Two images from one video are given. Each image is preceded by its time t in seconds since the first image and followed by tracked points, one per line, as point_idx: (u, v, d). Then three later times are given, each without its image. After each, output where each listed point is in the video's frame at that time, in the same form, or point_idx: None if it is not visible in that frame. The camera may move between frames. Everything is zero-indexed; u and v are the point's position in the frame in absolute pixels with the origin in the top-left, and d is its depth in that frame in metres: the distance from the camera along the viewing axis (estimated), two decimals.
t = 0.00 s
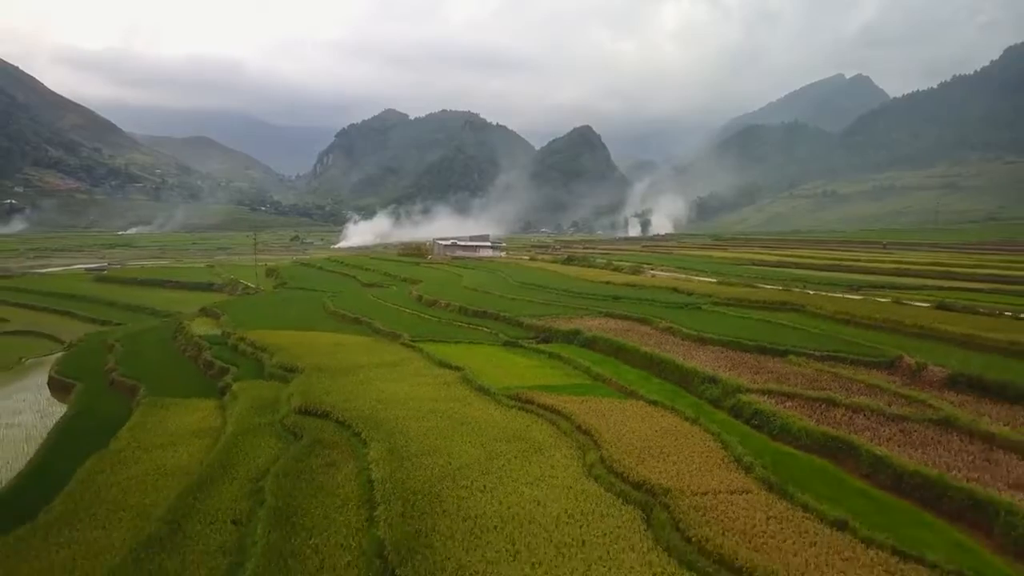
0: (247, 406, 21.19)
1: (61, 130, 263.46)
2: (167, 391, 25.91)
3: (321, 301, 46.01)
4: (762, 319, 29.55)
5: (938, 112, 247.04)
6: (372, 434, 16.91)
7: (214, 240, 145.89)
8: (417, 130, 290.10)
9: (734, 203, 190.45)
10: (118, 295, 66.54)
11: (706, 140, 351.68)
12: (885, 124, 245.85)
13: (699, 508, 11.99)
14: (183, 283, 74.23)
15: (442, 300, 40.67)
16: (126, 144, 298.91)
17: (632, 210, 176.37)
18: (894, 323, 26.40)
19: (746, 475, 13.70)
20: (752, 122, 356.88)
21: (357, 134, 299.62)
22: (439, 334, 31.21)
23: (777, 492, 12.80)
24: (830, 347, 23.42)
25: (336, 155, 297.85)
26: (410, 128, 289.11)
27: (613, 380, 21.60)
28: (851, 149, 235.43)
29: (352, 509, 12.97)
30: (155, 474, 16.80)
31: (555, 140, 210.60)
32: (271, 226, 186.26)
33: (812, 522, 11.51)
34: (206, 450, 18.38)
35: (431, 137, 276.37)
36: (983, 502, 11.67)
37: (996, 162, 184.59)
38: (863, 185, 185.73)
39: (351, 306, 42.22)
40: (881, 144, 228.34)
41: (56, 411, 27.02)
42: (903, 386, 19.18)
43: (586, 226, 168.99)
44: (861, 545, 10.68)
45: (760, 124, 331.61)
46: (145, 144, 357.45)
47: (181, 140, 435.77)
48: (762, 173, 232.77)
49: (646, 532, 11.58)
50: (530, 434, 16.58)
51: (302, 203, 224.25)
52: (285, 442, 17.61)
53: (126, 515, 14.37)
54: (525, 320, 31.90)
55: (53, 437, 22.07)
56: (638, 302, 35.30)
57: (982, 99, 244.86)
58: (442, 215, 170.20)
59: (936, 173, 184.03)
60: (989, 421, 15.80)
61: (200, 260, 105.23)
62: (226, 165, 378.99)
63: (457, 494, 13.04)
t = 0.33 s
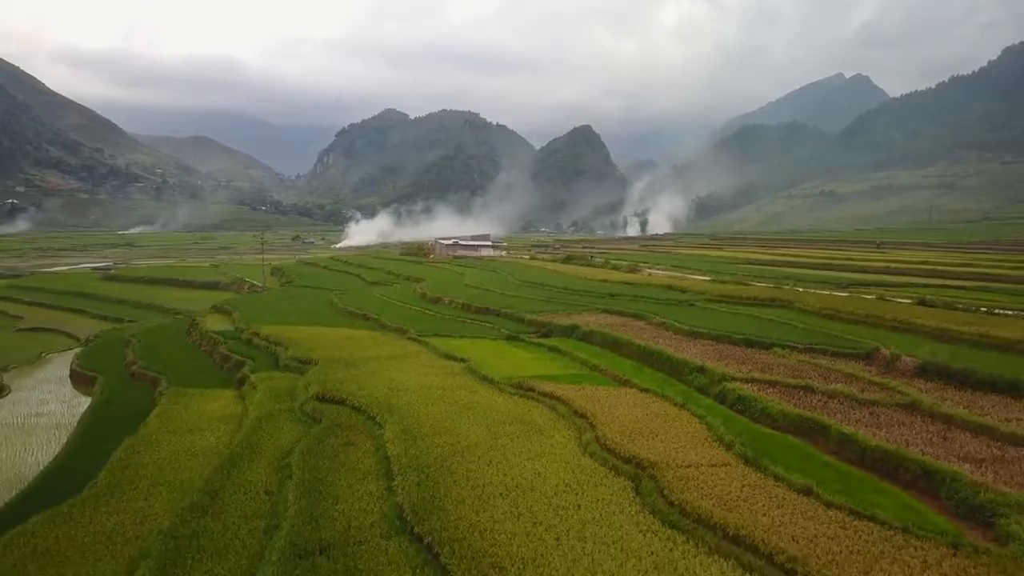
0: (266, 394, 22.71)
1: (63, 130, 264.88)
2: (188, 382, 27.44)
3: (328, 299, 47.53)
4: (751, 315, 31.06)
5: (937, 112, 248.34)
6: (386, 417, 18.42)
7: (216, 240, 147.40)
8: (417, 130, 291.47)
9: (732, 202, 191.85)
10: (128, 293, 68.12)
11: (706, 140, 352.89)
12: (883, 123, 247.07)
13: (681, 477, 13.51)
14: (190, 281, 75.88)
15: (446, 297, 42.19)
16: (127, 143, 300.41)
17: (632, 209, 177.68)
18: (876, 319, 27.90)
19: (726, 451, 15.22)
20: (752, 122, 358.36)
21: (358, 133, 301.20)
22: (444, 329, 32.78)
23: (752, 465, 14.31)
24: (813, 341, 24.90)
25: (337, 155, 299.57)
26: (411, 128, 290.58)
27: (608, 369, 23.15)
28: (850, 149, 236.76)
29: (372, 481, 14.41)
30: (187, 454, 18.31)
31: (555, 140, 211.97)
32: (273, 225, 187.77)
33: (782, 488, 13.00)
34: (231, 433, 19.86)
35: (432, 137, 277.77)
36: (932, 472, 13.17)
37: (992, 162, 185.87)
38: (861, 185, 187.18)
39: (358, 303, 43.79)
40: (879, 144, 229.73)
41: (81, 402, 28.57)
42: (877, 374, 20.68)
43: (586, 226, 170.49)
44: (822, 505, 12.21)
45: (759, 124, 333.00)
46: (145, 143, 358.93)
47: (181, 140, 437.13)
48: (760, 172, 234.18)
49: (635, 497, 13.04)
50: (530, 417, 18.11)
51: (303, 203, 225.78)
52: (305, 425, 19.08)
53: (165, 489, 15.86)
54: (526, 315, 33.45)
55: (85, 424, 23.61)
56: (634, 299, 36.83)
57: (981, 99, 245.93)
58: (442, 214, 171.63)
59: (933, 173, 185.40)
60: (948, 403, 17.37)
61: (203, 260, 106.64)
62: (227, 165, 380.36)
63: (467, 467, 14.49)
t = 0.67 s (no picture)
0: (284, 384, 24.27)
1: (64, 130, 266.26)
2: (207, 375, 28.92)
3: (335, 296, 49.10)
4: (742, 311, 32.61)
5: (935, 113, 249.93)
6: (399, 403, 19.94)
7: (217, 239, 148.88)
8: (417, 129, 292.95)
9: (731, 202, 193.27)
10: (137, 292, 69.69)
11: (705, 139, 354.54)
12: (881, 123, 248.65)
13: (667, 453, 15.04)
14: (196, 280, 77.45)
15: (449, 295, 43.74)
16: (128, 143, 301.76)
17: (631, 208, 179.13)
18: (859, 314, 29.45)
19: (710, 431, 16.74)
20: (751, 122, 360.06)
21: (358, 133, 302.77)
22: (449, 325, 34.33)
23: (733, 442, 15.82)
24: (797, 335, 26.44)
25: (338, 155, 301.20)
26: (411, 128, 292.07)
27: (604, 361, 24.70)
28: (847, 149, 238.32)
29: (388, 458, 15.89)
30: (215, 437, 19.87)
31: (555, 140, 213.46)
32: (274, 225, 189.34)
33: (757, 462, 14.51)
34: (254, 419, 21.43)
35: (432, 136, 279.24)
36: (892, 448, 14.68)
37: (988, 162, 187.42)
38: (858, 185, 188.74)
39: (364, 300, 45.37)
40: (876, 144, 231.33)
41: (105, 394, 30.08)
42: (853, 365, 22.22)
43: (585, 225, 171.97)
44: (792, 476, 13.72)
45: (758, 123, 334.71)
46: (146, 143, 360.26)
47: (182, 139, 438.43)
48: (759, 172, 235.74)
49: (627, 470, 14.56)
50: (532, 403, 19.65)
51: (304, 202, 227.46)
52: (323, 410, 20.66)
53: (199, 466, 17.41)
54: (527, 312, 35.00)
55: (115, 413, 25.15)
56: (631, 296, 38.37)
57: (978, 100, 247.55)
58: (443, 213, 173.18)
59: (930, 173, 186.85)
60: (916, 391, 18.94)
61: (207, 259, 108.01)
62: (227, 164, 381.74)
63: (475, 446, 15.97)
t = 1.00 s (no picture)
0: (301, 373, 25.92)
1: (65, 130, 267.68)
2: (225, 367, 30.52)
3: (341, 294, 50.76)
4: (733, 307, 34.21)
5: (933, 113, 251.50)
6: (410, 390, 21.59)
7: (219, 239, 150.15)
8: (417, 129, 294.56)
9: (730, 201, 194.73)
10: (145, 290, 71.37)
11: (705, 139, 356.14)
12: (879, 123, 250.25)
13: (655, 431, 16.67)
14: (203, 279, 79.04)
15: (453, 292, 45.40)
16: (128, 143, 303.27)
17: (631, 207, 180.78)
18: (844, 310, 31.06)
19: (695, 414, 18.33)
20: (750, 121, 361.70)
21: (359, 133, 304.39)
22: (453, 320, 35.97)
23: (715, 423, 17.46)
24: (783, 329, 28.06)
25: (338, 155, 302.72)
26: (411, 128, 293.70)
27: (601, 353, 26.31)
28: (846, 149, 239.92)
29: (402, 437, 17.51)
30: (241, 421, 21.50)
31: (555, 139, 215.15)
32: (276, 225, 190.75)
33: (736, 439, 16.08)
34: (275, 405, 23.04)
35: (432, 136, 280.80)
36: (860, 428, 16.23)
37: (985, 163, 189.01)
38: (856, 185, 190.30)
39: (371, 298, 47.05)
40: (874, 144, 233.06)
41: (127, 385, 31.74)
42: (833, 355, 23.83)
43: (585, 225, 173.47)
44: (765, 450, 15.32)
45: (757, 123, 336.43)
46: (146, 143, 361.60)
47: (182, 139, 440.10)
48: (758, 173, 237.38)
49: (620, 447, 16.16)
50: (534, 390, 21.26)
51: (305, 202, 228.90)
52: (339, 397, 22.27)
53: (229, 446, 19.04)
54: (529, 308, 36.65)
55: (141, 402, 26.73)
56: (627, 294, 39.94)
57: (976, 100, 249.10)
58: (444, 213, 174.63)
59: (927, 173, 188.41)
60: (887, 378, 20.55)
61: (211, 258, 109.58)
62: (228, 164, 383.23)
63: (483, 425, 17.60)
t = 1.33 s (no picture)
0: (316, 365, 27.57)
1: (66, 130, 268.95)
2: (242, 360, 32.13)
3: (348, 292, 52.35)
4: (725, 303, 35.85)
5: (931, 114, 253.00)
6: (421, 379, 23.19)
7: (221, 238, 151.55)
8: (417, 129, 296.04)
9: (729, 201, 196.25)
10: (154, 288, 72.88)
11: (704, 139, 357.84)
12: (878, 123, 251.81)
13: (648, 413, 18.28)
14: (210, 277, 80.59)
15: (457, 290, 46.99)
16: (129, 142, 304.44)
17: (631, 207, 182.41)
18: (829, 306, 32.68)
19: (684, 399, 19.92)
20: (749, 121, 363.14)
21: (359, 133, 306.04)
22: (458, 316, 37.60)
23: (702, 407, 19.04)
24: (770, 323, 29.67)
25: (338, 155, 304.14)
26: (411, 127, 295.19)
27: (599, 345, 27.91)
28: (844, 148, 241.46)
29: (415, 419, 19.08)
30: (263, 408, 23.13)
31: (555, 139, 216.83)
32: (277, 225, 192.24)
33: (721, 420, 17.68)
34: (293, 393, 24.67)
35: (432, 136, 282.28)
36: (833, 410, 17.84)
37: (982, 162, 190.55)
38: (854, 185, 191.76)
39: (378, 295, 48.62)
40: (872, 144, 234.62)
41: (148, 378, 33.40)
42: (816, 347, 25.46)
43: (585, 225, 174.96)
44: (746, 429, 16.93)
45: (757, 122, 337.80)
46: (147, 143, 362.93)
47: (182, 139, 441.33)
48: (757, 172, 238.87)
49: (616, 427, 17.74)
50: (537, 379, 22.83)
51: (306, 202, 230.44)
52: (354, 385, 23.87)
53: (254, 429, 20.63)
54: (530, 304, 38.26)
55: (165, 392, 28.42)
56: (625, 291, 41.54)
57: (974, 100, 250.51)
58: (445, 213, 176.13)
59: (925, 173, 189.86)
60: (863, 367, 22.20)
61: (215, 257, 111.11)
62: (228, 164, 384.56)
63: (488, 410, 19.17)
